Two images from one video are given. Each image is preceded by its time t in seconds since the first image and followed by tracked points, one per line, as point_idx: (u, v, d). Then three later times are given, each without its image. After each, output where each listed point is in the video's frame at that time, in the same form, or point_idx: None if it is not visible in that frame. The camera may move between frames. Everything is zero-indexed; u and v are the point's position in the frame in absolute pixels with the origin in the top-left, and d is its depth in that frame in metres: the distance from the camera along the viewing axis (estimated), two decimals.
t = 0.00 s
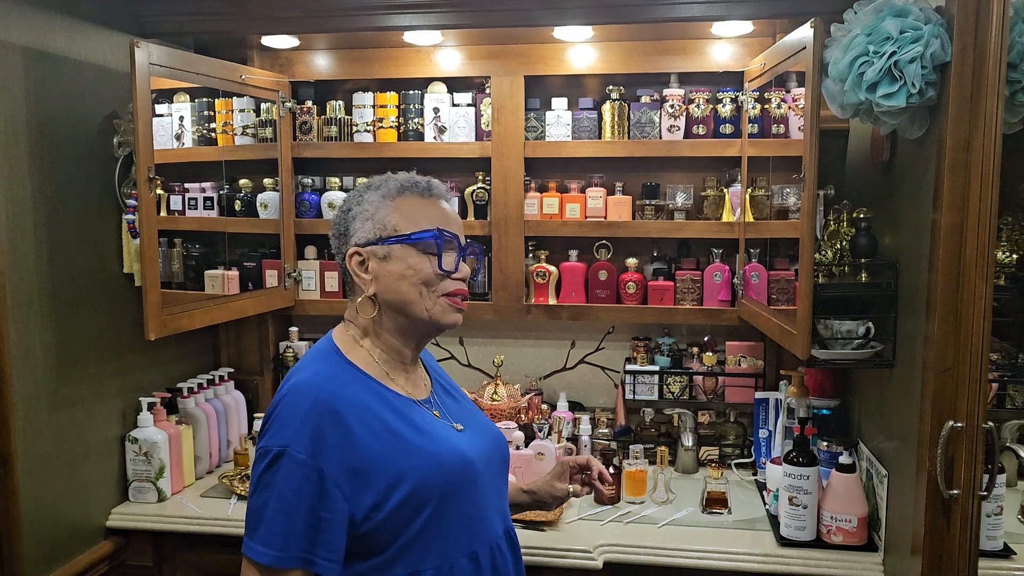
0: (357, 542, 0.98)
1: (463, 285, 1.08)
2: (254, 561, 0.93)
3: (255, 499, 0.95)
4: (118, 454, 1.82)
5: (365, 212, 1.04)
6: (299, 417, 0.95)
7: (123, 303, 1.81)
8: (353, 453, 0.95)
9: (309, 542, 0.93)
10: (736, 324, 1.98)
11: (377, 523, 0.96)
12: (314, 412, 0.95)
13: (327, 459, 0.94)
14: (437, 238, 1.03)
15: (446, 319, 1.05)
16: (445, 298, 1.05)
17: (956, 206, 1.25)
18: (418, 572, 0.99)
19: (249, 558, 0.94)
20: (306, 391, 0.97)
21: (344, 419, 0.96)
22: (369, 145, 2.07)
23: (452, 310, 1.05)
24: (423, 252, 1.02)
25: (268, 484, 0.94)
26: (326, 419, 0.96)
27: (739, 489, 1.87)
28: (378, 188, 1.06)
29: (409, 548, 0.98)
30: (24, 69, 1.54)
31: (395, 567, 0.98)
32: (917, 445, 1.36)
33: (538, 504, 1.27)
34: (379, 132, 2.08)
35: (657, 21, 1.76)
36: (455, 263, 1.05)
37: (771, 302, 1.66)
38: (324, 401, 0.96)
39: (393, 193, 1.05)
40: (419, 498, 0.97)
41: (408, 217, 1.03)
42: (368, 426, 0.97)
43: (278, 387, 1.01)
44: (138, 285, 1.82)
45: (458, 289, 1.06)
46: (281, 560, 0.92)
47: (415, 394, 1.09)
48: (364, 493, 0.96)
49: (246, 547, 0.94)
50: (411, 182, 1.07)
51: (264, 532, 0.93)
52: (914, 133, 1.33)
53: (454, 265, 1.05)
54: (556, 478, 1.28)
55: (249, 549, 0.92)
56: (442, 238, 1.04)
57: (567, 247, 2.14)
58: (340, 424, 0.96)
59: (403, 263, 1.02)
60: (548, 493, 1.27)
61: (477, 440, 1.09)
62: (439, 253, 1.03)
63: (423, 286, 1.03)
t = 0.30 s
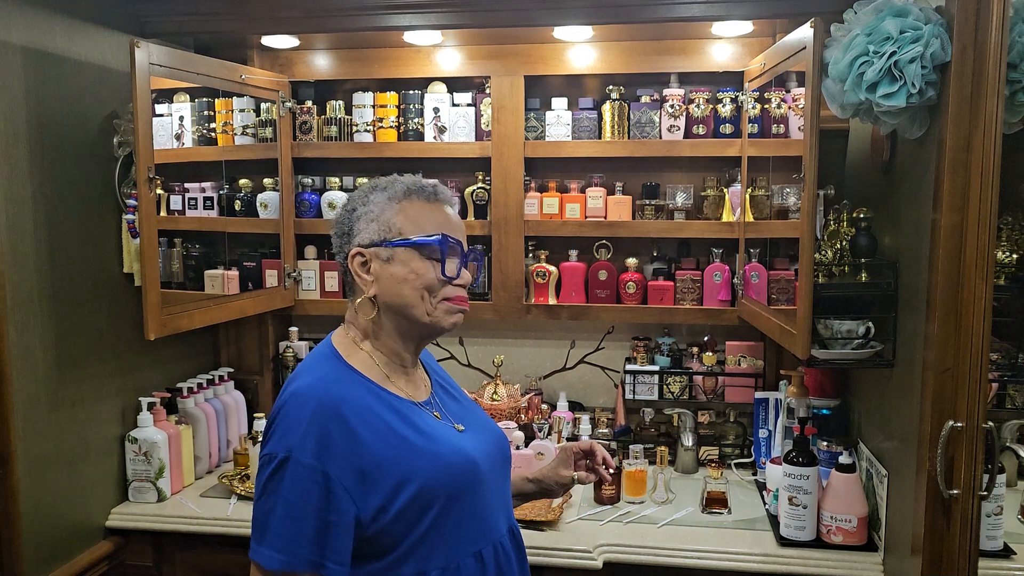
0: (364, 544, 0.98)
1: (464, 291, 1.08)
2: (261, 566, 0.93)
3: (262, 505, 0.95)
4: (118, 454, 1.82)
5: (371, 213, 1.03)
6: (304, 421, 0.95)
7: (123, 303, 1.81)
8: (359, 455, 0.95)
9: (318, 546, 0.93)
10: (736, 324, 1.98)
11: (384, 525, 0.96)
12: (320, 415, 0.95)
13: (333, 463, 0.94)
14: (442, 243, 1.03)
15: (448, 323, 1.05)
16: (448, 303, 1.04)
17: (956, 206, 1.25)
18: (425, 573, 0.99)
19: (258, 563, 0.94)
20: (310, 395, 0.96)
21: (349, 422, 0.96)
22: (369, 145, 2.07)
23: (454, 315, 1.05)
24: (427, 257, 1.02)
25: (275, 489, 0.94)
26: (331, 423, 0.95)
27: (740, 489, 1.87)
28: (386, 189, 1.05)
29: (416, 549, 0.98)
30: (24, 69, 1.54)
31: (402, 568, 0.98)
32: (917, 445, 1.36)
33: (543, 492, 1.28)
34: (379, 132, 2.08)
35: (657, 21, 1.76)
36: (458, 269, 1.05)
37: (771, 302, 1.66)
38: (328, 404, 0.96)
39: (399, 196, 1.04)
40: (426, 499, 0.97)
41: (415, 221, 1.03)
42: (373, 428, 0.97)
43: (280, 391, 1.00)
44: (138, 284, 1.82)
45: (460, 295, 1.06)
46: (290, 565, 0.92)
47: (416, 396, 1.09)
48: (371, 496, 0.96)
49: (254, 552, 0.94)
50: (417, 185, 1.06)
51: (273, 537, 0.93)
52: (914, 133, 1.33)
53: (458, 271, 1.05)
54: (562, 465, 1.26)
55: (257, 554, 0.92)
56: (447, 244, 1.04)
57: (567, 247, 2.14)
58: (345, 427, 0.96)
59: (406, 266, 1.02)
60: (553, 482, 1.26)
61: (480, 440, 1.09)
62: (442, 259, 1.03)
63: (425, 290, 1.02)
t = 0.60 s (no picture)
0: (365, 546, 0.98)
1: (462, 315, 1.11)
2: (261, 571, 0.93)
3: (261, 511, 0.95)
4: (118, 454, 1.82)
5: (402, 225, 1.01)
6: (300, 426, 0.95)
7: (123, 303, 1.81)
8: (357, 458, 0.95)
9: (318, 550, 0.93)
10: (736, 324, 1.98)
11: (384, 526, 0.96)
12: (315, 419, 0.95)
13: (331, 466, 0.94)
14: (465, 276, 1.05)
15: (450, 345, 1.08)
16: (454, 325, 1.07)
17: (956, 206, 1.25)
18: (427, 572, 0.99)
19: (258, 568, 0.94)
20: (305, 400, 0.96)
21: (345, 425, 0.96)
22: (369, 145, 2.07)
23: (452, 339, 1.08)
24: (448, 283, 1.03)
25: (273, 495, 0.94)
26: (327, 426, 0.95)
27: (739, 489, 1.87)
28: (420, 201, 1.02)
29: (417, 549, 0.98)
30: (24, 69, 1.54)
31: (403, 568, 0.99)
32: (917, 445, 1.36)
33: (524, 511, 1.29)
34: (379, 132, 2.08)
35: (657, 21, 1.76)
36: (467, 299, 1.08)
37: (771, 302, 1.66)
38: (324, 408, 0.96)
39: (432, 214, 1.03)
40: (424, 499, 0.97)
41: (445, 245, 1.03)
42: (370, 430, 0.97)
43: (275, 396, 1.01)
44: (138, 285, 1.82)
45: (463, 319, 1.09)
46: (290, 570, 0.92)
47: (408, 395, 1.09)
48: (369, 497, 0.96)
49: (254, 558, 0.94)
50: (448, 206, 1.05)
51: (272, 542, 0.93)
52: (914, 133, 1.33)
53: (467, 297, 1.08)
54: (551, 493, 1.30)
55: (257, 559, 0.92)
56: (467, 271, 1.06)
57: (567, 247, 2.14)
58: (342, 430, 0.96)
59: (428, 289, 1.02)
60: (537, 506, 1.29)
61: (477, 437, 1.09)
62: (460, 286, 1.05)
63: (439, 315, 1.04)
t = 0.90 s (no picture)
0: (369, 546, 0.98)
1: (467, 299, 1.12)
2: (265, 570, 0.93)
3: (265, 511, 0.95)
4: (118, 454, 1.82)
5: (396, 219, 1.01)
6: (305, 425, 0.95)
7: (123, 303, 1.81)
8: (361, 458, 0.95)
9: (322, 550, 0.93)
10: (736, 324, 1.98)
11: (388, 526, 0.96)
12: (320, 419, 0.95)
13: (335, 466, 0.94)
14: (463, 258, 1.06)
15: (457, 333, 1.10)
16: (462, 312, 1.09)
17: (956, 206, 1.25)
18: (431, 572, 0.99)
19: (262, 569, 0.94)
20: (310, 399, 0.96)
21: (350, 425, 0.96)
22: (369, 145, 2.07)
23: (458, 325, 1.10)
24: (451, 269, 1.05)
25: (277, 495, 0.94)
26: (332, 426, 0.95)
27: (739, 489, 1.87)
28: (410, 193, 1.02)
29: (421, 548, 0.98)
30: (24, 69, 1.54)
31: (407, 569, 0.99)
32: (917, 445, 1.36)
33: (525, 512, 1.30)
34: (379, 132, 2.08)
35: (657, 21, 1.76)
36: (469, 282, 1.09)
37: (771, 302, 1.66)
38: (329, 407, 0.96)
39: (424, 203, 1.03)
40: (428, 499, 0.97)
41: (442, 233, 1.03)
42: (374, 429, 0.97)
43: (279, 395, 1.01)
44: (138, 285, 1.82)
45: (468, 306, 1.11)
46: (294, 570, 0.92)
47: (413, 393, 1.09)
48: (374, 497, 0.96)
49: (258, 559, 0.94)
50: (438, 192, 1.05)
51: (277, 542, 0.93)
52: (914, 133, 1.33)
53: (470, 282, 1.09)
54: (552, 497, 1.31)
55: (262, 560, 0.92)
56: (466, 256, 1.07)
57: (567, 247, 2.14)
58: (347, 429, 0.96)
59: (432, 279, 1.03)
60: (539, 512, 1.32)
61: (481, 437, 1.09)
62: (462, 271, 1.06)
63: (444, 302, 1.05)
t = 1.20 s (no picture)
0: (367, 542, 0.98)
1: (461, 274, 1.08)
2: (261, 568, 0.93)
3: (261, 505, 0.94)
4: (118, 454, 1.82)
5: (346, 216, 1.04)
6: (303, 419, 0.94)
7: (123, 303, 1.81)
8: (360, 452, 0.95)
9: (319, 546, 0.92)
10: (736, 324, 1.98)
11: (385, 522, 0.96)
12: (318, 412, 0.95)
13: (334, 460, 0.94)
14: (422, 230, 1.03)
15: (450, 312, 1.06)
16: (447, 289, 1.05)
17: (956, 206, 1.25)
18: (428, 569, 0.99)
19: (257, 564, 0.93)
20: (308, 393, 0.96)
21: (349, 419, 0.96)
22: (369, 145, 2.07)
23: (449, 305, 1.05)
24: (410, 246, 1.02)
25: (273, 488, 0.93)
26: (331, 419, 0.95)
27: (739, 489, 1.87)
28: (355, 189, 1.05)
29: (418, 545, 0.98)
30: (24, 69, 1.54)
31: (404, 565, 0.98)
32: (917, 445, 1.36)
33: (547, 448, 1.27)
34: (379, 132, 2.08)
35: (657, 21, 1.76)
36: (446, 253, 1.05)
37: (771, 302, 1.66)
38: (327, 401, 0.96)
39: (371, 191, 1.04)
40: (427, 495, 0.97)
41: (392, 213, 1.03)
42: (373, 424, 0.97)
43: (277, 389, 1.00)
44: (138, 285, 1.82)
45: (458, 281, 1.07)
46: (290, 564, 0.92)
47: (415, 388, 1.10)
48: (372, 492, 0.96)
49: (253, 554, 0.93)
50: (386, 177, 1.06)
51: (273, 537, 0.92)
52: (914, 133, 1.33)
53: (446, 254, 1.06)
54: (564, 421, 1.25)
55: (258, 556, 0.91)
56: (427, 227, 1.04)
57: (567, 247, 2.14)
58: (345, 423, 0.96)
59: (394, 260, 1.02)
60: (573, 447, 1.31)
61: (481, 434, 1.09)
62: (427, 244, 1.04)
63: (416, 282, 1.03)
